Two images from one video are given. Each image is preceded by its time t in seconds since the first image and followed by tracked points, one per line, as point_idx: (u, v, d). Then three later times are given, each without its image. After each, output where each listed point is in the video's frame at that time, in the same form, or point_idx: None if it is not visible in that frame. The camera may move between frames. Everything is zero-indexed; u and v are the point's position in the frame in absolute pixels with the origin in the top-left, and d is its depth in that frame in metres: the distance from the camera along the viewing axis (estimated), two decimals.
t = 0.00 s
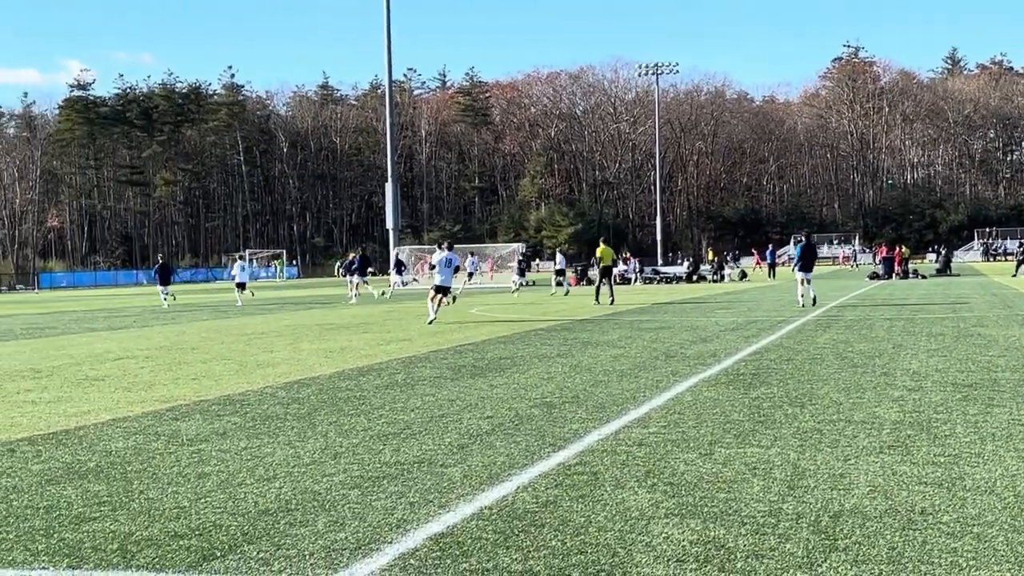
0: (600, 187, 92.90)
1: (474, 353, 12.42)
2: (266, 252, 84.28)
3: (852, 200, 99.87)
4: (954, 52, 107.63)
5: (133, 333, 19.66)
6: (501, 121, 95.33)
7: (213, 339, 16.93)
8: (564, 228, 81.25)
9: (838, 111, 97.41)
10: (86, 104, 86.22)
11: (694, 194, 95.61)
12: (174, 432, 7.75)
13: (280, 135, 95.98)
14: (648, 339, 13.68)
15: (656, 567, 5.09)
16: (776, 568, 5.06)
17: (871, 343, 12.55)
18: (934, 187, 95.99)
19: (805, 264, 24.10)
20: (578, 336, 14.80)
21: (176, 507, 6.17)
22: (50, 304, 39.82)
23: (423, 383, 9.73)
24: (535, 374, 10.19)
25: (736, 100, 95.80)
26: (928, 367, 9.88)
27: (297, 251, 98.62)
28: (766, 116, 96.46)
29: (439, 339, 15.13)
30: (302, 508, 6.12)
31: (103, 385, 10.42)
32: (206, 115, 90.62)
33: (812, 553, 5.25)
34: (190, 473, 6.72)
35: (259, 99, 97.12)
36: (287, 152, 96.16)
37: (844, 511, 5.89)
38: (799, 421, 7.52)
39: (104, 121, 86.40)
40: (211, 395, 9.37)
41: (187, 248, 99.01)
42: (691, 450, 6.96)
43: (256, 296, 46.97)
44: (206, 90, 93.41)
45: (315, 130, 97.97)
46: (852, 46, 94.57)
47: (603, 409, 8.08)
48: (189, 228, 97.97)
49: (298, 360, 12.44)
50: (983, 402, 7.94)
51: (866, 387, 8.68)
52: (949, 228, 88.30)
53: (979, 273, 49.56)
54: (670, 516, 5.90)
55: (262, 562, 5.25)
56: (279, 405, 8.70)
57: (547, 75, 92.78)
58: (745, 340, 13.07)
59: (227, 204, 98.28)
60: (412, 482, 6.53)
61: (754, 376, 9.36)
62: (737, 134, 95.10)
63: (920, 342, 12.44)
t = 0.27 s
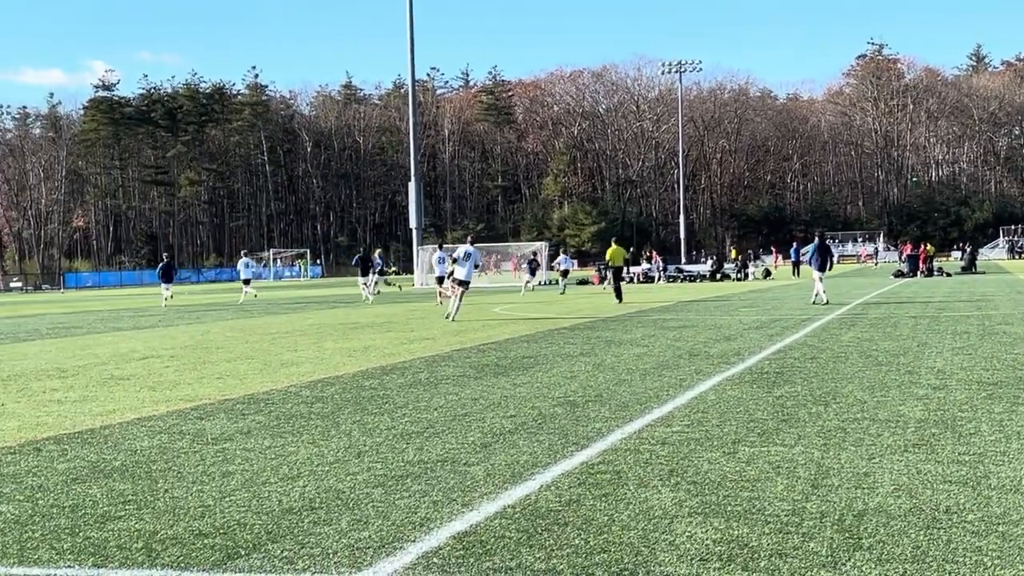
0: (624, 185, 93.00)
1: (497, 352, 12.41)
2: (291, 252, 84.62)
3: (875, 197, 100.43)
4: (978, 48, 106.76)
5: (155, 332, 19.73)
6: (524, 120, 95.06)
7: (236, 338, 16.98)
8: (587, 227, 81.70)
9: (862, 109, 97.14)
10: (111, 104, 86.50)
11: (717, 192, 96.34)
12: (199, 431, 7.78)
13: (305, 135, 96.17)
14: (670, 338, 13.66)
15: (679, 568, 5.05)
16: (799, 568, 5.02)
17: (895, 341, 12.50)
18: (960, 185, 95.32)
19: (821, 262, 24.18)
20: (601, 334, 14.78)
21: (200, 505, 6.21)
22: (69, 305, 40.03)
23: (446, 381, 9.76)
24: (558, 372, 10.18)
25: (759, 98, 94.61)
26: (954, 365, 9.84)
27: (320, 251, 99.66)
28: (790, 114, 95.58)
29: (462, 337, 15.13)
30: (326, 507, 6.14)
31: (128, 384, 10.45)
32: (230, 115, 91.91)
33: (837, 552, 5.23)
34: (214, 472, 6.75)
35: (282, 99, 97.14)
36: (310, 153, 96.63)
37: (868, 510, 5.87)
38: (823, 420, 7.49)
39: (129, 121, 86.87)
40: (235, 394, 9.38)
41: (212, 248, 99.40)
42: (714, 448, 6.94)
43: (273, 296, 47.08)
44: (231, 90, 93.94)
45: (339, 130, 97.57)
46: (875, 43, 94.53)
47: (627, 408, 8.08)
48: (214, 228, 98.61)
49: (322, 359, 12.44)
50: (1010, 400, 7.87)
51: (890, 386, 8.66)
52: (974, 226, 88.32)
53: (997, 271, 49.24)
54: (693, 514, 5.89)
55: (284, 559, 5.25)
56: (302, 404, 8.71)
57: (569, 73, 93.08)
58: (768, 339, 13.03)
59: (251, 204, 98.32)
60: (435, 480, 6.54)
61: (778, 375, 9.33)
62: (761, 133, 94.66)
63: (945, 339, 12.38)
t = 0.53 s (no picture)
0: (638, 185, 93.12)
1: (510, 353, 12.42)
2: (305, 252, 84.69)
3: (890, 197, 99.82)
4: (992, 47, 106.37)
5: (169, 333, 19.80)
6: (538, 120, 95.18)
7: (250, 339, 17.02)
8: (601, 226, 81.53)
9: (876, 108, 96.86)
10: (125, 105, 86.52)
11: (732, 192, 96.34)
12: (214, 431, 7.80)
13: (319, 136, 96.61)
14: (685, 338, 13.64)
15: (693, 568, 5.05)
16: (814, 568, 5.02)
17: (911, 340, 12.46)
18: (975, 185, 94.85)
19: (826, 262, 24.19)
20: (615, 335, 14.77)
21: (215, 506, 6.22)
22: (81, 306, 40.24)
23: (461, 381, 9.77)
24: (572, 373, 10.17)
25: (774, 97, 95.38)
26: (969, 365, 9.80)
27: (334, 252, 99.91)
28: (804, 113, 95.91)
29: (476, 338, 15.13)
30: (340, 507, 6.15)
31: (143, 385, 10.48)
32: (244, 116, 91.82)
33: (851, 553, 5.22)
34: (229, 473, 6.75)
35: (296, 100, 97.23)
36: (324, 154, 96.84)
37: (883, 510, 5.86)
38: (838, 420, 7.47)
39: (143, 123, 87.15)
40: (250, 395, 9.40)
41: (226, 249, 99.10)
42: (728, 448, 6.94)
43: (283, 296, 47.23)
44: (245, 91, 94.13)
45: (353, 131, 97.96)
46: (890, 43, 94.16)
47: (641, 408, 8.07)
48: (228, 229, 98.69)
49: (335, 360, 12.46)
50: None
51: (906, 386, 8.63)
52: (989, 225, 88.25)
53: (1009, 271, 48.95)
54: (708, 515, 5.89)
55: (299, 561, 5.25)
56: (317, 404, 8.73)
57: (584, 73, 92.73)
58: (783, 339, 13.00)
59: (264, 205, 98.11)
60: (449, 481, 6.54)
61: (793, 375, 9.32)
62: (776, 132, 95.25)
63: (961, 339, 12.33)
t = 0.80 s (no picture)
0: (642, 187, 93.02)
1: (515, 355, 12.42)
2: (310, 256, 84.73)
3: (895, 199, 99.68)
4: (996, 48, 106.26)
5: (173, 336, 19.83)
6: (542, 122, 95.27)
7: (255, 342, 17.04)
8: (605, 229, 81.48)
9: (881, 109, 96.43)
10: (129, 109, 86.33)
11: (735, 194, 96.78)
12: (220, 434, 7.80)
13: (322, 139, 96.42)
14: (690, 340, 13.64)
15: (698, 570, 5.05)
16: (820, 569, 5.02)
17: (916, 342, 12.46)
18: (979, 186, 94.65)
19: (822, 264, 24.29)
20: (620, 337, 14.77)
21: (220, 508, 6.23)
22: (85, 309, 40.31)
23: (465, 384, 9.77)
24: (577, 375, 10.17)
25: (778, 99, 96.13)
26: (974, 366, 9.80)
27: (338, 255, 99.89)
28: (809, 115, 96.45)
29: (481, 340, 15.12)
30: (346, 510, 6.16)
31: (149, 388, 10.53)
32: (249, 119, 90.68)
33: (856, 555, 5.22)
34: (234, 475, 6.76)
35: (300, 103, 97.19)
36: (328, 156, 96.61)
37: (888, 511, 5.86)
38: (843, 422, 7.47)
39: (147, 126, 86.97)
40: (255, 398, 9.40)
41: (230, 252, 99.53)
42: (733, 450, 6.94)
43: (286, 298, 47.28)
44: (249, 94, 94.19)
45: (356, 134, 98.31)
46: (894, 44, 93.33)
47: (646, 410, 8.07)
48: (232, 232, 98.67)
49: (340, 362, 12.46)
50: None
51: (910, 387, 8.63)
52: (994, 227, 88.17)
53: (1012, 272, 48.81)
54: (713, 517, 5.89)
55: (305, 563, 5.25)
56: (322, 407, 8.73)
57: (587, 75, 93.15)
58: (789, 341, 13.00)
59: (269, 209, 98.10)
60: (454, 483, 6.55)
61: (797, 377, 9.31)
62: (780, 134, 95.80)
63: (966, 341, 12.32)
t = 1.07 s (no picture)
0: (638, 191, 92.78)
1: (511, 359, 12.42)
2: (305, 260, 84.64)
3: (891, 203, 99.69)
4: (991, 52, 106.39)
5: (169, 340, 19.82)
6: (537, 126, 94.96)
7: (252, 346, 17.03)
8: (600, 233, 81.26)
9: (876, 113, 96.84)
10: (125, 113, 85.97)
11: (731, 198, 96.13)
12: (215, 439, 7.79)
13: (318, 143, 96.07)
14: (686, 344, 13.64)
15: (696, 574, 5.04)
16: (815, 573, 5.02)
17: (912, 346, 12.46)
18: (975, 189, 94.62)
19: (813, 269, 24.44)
20: (617, 341, 14.77)
21: (215, 513, 6.23)
22: (82, 313, 40.29)
23: (461, 388, 9.76)
24: (573, 379, 10.16)
25: (774, 103, 95.43)
26: (969, 370, 9.80)
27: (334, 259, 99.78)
28: (804, 118, 96.08)
29: (477, 344, 15.11)
30: (341, 514, 6.15)
31: (144, 393, 10.51)
32: (243, 123, 91.71)
33: (852, 558, 5.23)
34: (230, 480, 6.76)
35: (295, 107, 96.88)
36: (324, 160, 96.47)
37: (885, 516, 5.86)
38: (839, 426, 7.47)
39: (142, 130, 87.97)
40: (250, 402, 9.39)
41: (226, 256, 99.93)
42: (729, 454, 6.94)
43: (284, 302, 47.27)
44: (244, 98, 93.87)
45: (352, 137, 97.45)
46: (888, 48, 93.12)
47: (642, 414, 8.06)
48: (228, 236, 98.65)
49: (336, 367, 12.45)
50: None
51: (907, 390, 8.62)
52: (989, 230, 88.13)
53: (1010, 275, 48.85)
54: (709, 521, 5.88)
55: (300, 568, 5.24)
56: (317, 411, 8.72)
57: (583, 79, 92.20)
58: (785, 345, 13.00)
59: (265, 212, 98.25)
60: (450, 487, 6.54)
61: (793, 381, 9.31)
62: (775, 138, 94.95)
63: (962, 344, 12.32)
